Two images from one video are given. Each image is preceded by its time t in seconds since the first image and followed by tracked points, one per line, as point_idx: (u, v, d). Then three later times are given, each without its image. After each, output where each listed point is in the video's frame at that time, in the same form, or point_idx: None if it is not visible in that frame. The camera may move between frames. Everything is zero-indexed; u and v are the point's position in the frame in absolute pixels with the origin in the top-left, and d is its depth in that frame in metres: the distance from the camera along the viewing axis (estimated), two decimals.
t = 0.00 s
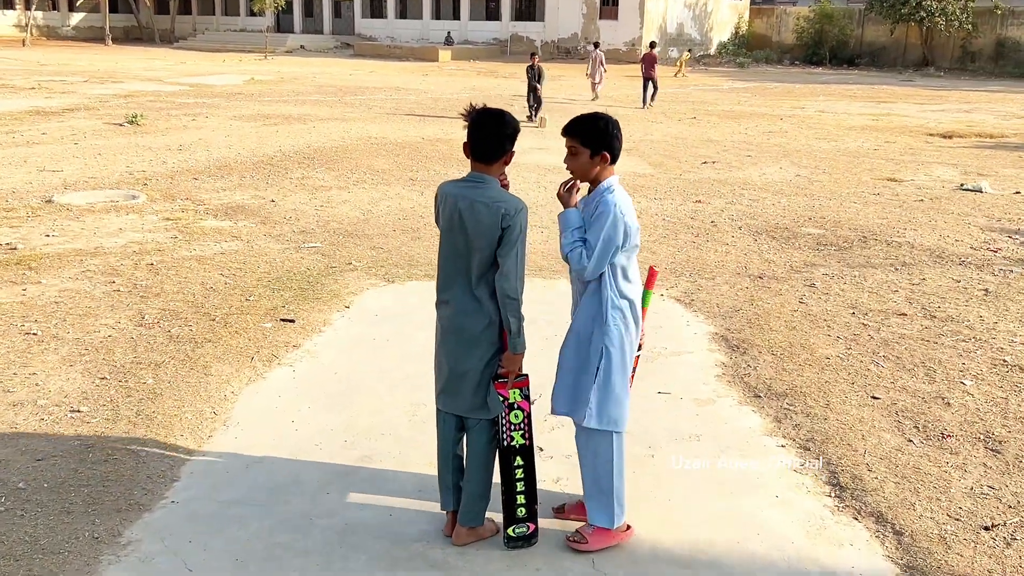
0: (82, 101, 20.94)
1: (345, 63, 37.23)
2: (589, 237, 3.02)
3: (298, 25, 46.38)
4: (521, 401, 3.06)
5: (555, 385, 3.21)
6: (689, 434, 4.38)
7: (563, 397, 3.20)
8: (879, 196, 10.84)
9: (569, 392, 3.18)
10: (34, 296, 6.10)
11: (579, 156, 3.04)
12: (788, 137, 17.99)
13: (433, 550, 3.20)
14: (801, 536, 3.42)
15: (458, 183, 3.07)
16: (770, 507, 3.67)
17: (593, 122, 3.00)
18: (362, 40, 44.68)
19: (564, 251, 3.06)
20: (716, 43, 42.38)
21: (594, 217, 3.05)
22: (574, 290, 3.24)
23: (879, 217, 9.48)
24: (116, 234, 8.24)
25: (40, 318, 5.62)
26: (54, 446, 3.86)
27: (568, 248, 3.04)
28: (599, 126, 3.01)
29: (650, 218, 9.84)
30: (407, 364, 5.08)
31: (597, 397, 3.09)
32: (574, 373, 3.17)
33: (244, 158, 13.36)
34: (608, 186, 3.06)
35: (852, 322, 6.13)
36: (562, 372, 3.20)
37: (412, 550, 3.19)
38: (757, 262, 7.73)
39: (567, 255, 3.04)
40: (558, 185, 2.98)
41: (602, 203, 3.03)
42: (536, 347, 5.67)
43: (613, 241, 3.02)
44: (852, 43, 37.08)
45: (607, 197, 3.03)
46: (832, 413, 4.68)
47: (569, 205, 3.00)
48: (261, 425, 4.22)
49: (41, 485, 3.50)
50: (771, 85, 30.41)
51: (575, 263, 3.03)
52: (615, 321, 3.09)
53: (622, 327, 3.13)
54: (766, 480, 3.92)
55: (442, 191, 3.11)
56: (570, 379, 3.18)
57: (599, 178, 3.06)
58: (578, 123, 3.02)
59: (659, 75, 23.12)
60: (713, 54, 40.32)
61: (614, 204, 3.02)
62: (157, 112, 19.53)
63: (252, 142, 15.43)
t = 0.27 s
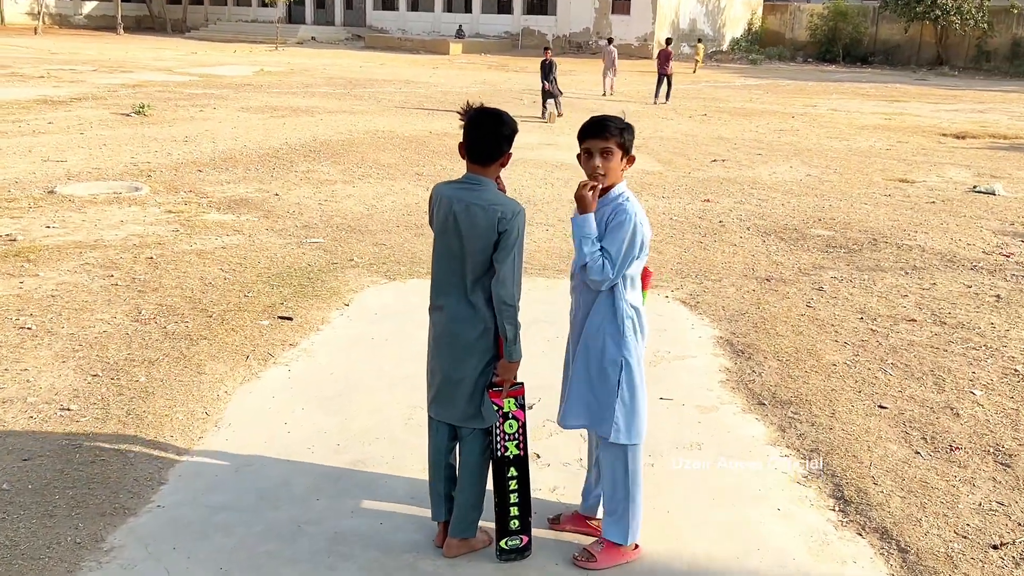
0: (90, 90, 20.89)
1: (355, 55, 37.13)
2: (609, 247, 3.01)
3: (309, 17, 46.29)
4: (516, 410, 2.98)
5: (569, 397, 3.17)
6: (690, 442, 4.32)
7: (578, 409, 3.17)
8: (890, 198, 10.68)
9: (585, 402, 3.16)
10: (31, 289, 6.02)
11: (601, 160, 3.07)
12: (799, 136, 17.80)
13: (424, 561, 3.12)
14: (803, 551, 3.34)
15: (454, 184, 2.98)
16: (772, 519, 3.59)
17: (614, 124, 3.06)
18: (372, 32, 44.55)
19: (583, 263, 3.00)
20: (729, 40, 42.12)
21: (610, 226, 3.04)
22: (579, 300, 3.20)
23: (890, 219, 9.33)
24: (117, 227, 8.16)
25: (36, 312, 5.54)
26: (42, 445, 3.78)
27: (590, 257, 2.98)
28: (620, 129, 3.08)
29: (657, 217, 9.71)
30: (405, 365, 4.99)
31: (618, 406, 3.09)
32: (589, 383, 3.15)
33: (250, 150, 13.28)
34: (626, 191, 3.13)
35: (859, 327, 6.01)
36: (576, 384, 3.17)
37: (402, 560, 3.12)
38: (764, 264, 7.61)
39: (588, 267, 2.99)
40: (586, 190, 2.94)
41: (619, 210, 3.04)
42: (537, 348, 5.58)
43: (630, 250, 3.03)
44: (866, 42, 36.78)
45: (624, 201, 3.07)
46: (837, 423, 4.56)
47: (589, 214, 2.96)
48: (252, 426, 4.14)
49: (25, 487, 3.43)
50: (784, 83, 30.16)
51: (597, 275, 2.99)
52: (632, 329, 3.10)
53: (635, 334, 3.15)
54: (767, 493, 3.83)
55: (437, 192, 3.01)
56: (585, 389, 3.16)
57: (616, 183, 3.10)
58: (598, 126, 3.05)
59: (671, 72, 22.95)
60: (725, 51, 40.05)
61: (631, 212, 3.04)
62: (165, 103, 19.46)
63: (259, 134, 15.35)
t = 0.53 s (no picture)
0: (106, 78, 20.90)
1: (372, 47, 37.04)
2: (629, 248, 2.89)
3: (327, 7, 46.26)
4: (513, 414, 2.87)
5: (581, 407, 3.00)
6: (697, 447, 4.21)
7: (590, 418, 3.00)
8: (908, 198, 10.48)
9: (597, 411, 3.00)
10: (33, 277, 5.96)
11: (614, 154, 2.95)
12: (817, 133, 17.57)
13: (416, 566, 3.03)
14: (809, 565, 3.23)
15: (453, 178, 2.87)
16: (777, 529, 3.47)
17: (628, 118, 2.94)
18: (390, 24, 44.47)
19: (606, 266, 2.83)
20: (748, 36, 41.73)
21: (628, 227, 2.92)
22: (589, 303, 3.02)
23: (908, 220, 9.14)
24: (124, 215, 8.10)
25: (36, 300, 5.48)
26: (32, 437, 3.71)
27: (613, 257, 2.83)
28: (635, 123, 2.96)
29: (670, 214, 9.57)
30: (406, 362, 4.89)
31: (635, 415, 2.96)
32: (601, 391, 2.99)
33: (262, 140, 13.22)
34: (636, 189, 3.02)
35: (874, 331, 5.86)
36: (588, 392, 3.00)
37: (392, 565, 3.02)
38: (778, 264, 7.46)
39: (612, 271, 2.83)
40: (605, 191, 2.81)
41: (636, 210, 2.94)
42: (542, 346, 5.48)
43: (647, 252, 2.94)
44: (887, 39, 36.32)
45: (640, 199, 2.97)
46: (849, 430, 4.43)
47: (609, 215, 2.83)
48: (247, 423, 4.05)
49: (12, 481, 3.35)
50: (803, 80, 29.84)
51: (621, 278, 2.85)
52: (649, 333, 2.99)
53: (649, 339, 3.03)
54: (774, 501, 3.73)
55: (435, 185, 2.90)
56: (596, 398, 3.00)
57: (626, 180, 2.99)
58: (612, 120, 2.93)
59: (689, 67, 22.72)
60: (744, 47, 39.68)
61: (650, 212, 2.94)
62: (180, 92, 19.45)
63: (272, 124, 15.29)
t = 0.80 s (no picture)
0: (124, 66, 20.88)
1: (393, 37, 36.92)
2: (631, 261, 2.68)
3: None
4: (497, 433, 2.65)
5: (577, 429, 2.79)
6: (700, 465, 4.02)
7: (588, 442, 2.80)
8: (933, 200, 10.17)
9: (595, 433, 2.80)
10: (28, 269, 5.84)
11: (613, 157, 2.74)
12: (840, 132, 17.21)
13: None
14: None
15: (435, 181, 2.69)
16: (780, 557, 3.28)
17: (627, 118, 2.73)
18: (412, 15, 44.29)
19: (607, 281, 2.62)
20: (773, 31, 41.13)
21: (629, 239, 2.71)
22: (585, 319, 2.81)
23: (931, 223, 8.85)
24: (128, 207, 7.98)
25: (28, 294, 5.35)
26: (6, 442, 3.57)
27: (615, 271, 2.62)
28: (633, 123, 2.76)
29: (685, 213, 9.33)
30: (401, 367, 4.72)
31: (635, 438, 2.76)
32: (600, 412, 2.79)
33: (275, 131, 13.10)
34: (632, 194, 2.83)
35: (891, 341, 5.63)
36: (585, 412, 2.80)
37: None
38: (794, 268, 7.22)
39: (614, 286, 2.62)
40: (608, 202, 2.60)
41: (637, 219, 2.73)
42: (544, 352, 5.29)
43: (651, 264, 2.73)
44: (915, 36, 35.64)
45: (640, 208, 2.76)
46: (861, 448, 4.21)
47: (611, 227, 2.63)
48: (230, 430, 3.89)
49: None
50: (828, 76, 29.34)
51: (623, 294, 2.64)
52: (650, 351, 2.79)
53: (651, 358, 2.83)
54: (779, 526, 3.53)
55: (418, 187, 2.72)
56: (594, 419, 2.79)
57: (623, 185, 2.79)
58: (609, 119, 2.72)
59: (711, 63, 22.36)
60: (768, 42, 39.12)
61: (652, 222, 2.72)
62: (197, 80, 19.39)
63: (287, 115, 15.18)
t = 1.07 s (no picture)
0: (149, 56, 20.91)
1: (419, 29, 36.78)
2: (631, 278, 2.50)
3: None
4: (479, 459, 2.51)
5: (574, 455, 2.62)
6: (709, 486, 3.84)
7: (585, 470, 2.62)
8: (963, 203, 9.84)
9: (592, 460, 2.62)
10: (33, 264, 5.76)
11: (616, 165, 2.55)
12: (869, 131, 16.81)
13: None
14: None
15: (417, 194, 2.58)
16: None
17: (630, 124, 2.56)
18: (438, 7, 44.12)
19: (603, 298, 2.45)
20: (803, 27, 40.44)
21: (630, 254, 2.53)
22: (583, 338, 2.64)
23: (961, 228, 8.55)
24: (140, 201, 7.90)
25: (30, 291, 5.26)
26: None
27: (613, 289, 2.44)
28: (637, 129, 2.58)
29: (707, 214, 9.09)
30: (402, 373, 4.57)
31: (635, 465, 2.59)
32: (598, 438, 2.61)
33: (294, 124, 13.00)
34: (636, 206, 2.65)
35: (915, 353, 5.38)
36: (581, 439, 2.62)
37: None
38: (816, 274, 6.97)
39: (610, 303, 2.45)
40: (612, 213, 2.41)
41: (641, 233, 2.54)
42: (553, 359, 5.12)
43: (654, 281, 2.54)
44: (949, 34, 34.84)
45: (645, 221, 2.57)
46: (880, 470, 3.99)
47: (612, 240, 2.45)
48: (221, 439, 3.75)
49: None
50: (859, 73, 28.77)
51: (621, 312, 2.47)
52: (653, 373, 2.61)
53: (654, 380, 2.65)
54: (790, 554, 3.34)
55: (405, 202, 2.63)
56: (591, 445, 2.62)
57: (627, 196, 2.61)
58: (612, 125, 2.54)
59: (739, 58, 21.97)
60: (799, 38, 38.46)
61: (656, 236, 2.54)
62: (220, 71, 19.36)
63: (307, 107, 15.08)
